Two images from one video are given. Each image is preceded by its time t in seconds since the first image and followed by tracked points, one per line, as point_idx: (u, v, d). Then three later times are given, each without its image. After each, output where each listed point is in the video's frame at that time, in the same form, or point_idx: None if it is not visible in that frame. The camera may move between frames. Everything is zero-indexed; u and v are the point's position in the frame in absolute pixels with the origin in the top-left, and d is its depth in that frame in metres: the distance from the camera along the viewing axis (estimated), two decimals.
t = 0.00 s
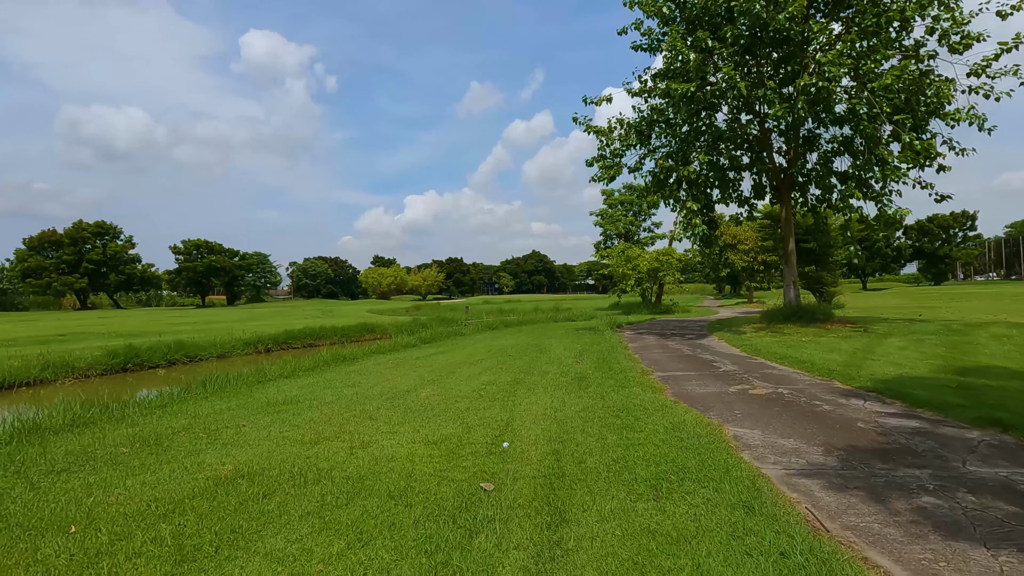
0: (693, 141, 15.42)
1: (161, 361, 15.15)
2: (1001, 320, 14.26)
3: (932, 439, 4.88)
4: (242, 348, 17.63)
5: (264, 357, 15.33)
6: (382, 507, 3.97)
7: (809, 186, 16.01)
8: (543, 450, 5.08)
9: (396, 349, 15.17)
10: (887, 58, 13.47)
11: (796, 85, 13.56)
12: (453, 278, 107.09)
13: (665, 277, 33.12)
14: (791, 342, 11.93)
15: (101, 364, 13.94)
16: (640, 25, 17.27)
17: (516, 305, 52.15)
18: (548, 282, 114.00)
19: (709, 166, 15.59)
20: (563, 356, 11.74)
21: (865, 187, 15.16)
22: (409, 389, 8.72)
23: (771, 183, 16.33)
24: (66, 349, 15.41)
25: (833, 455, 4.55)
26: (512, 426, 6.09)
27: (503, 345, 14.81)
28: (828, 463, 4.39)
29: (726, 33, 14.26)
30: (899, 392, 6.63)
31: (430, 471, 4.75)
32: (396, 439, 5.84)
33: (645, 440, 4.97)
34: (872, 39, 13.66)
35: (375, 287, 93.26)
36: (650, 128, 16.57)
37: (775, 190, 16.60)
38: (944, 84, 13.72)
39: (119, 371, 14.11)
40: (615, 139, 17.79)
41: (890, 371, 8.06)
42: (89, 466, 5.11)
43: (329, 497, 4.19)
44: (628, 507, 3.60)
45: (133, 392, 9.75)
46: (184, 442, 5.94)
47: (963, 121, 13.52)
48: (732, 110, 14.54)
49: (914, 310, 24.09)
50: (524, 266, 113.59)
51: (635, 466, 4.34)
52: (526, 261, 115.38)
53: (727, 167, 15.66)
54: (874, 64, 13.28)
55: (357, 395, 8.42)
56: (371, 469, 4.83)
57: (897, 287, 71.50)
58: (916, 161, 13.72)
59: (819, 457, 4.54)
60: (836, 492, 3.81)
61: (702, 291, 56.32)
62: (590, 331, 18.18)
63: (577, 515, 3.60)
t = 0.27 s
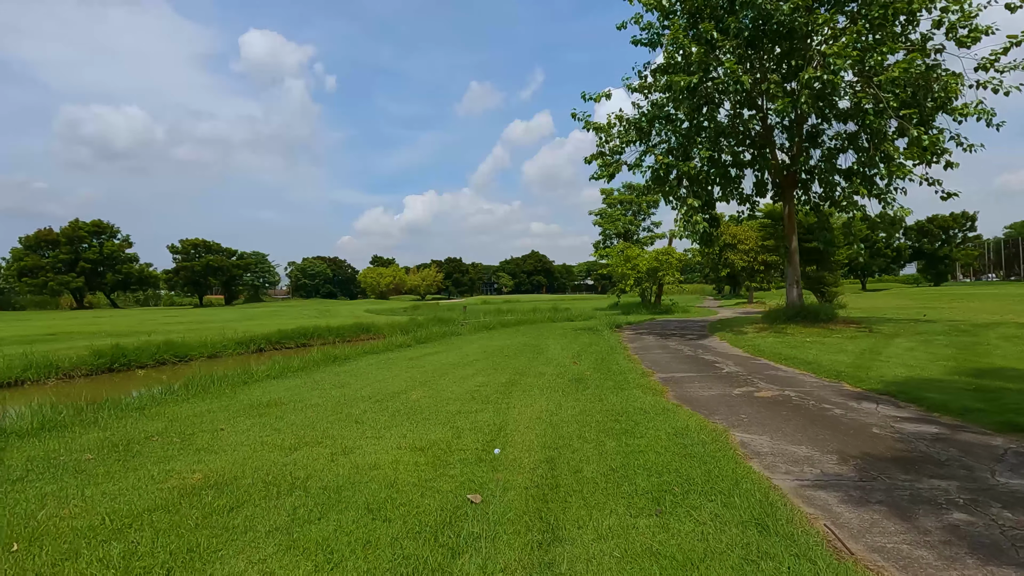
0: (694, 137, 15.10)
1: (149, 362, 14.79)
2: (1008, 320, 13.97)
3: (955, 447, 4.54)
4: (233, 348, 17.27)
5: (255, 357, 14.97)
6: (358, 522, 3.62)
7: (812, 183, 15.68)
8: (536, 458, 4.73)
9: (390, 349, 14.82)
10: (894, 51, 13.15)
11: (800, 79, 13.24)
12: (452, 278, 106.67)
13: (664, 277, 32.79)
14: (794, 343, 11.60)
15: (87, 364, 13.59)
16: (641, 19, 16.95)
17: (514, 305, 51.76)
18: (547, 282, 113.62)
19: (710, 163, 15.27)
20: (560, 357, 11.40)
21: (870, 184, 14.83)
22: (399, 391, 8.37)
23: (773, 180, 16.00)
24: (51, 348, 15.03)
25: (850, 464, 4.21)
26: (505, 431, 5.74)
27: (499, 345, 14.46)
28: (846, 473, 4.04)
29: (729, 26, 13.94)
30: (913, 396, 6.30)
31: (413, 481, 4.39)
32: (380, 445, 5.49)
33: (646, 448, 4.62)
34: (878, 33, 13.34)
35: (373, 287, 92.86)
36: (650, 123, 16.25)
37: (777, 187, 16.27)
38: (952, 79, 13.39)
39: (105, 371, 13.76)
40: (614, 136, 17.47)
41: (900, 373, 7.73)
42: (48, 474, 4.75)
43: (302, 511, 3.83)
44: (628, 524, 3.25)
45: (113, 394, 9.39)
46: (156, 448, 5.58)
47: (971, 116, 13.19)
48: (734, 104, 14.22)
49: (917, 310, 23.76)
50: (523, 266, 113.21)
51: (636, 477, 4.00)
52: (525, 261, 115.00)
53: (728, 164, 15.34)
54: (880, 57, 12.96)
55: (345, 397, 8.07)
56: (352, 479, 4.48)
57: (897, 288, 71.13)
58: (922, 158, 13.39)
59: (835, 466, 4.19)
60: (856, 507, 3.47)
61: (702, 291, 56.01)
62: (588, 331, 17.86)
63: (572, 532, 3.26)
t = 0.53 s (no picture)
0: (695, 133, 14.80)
1: (138, 363, 14.47)
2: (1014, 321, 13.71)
3: (980, 457, 4.24)
4: (225, 348, 16.93)
5: (246, 358, 14.65)
6: (334, 543, 3.30)
7: (815, 181, 15.39)
8: (529, 467, 4.44)
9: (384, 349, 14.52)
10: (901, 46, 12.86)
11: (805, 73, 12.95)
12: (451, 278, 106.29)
13: (664, 277, 32.51)
14: (798, 344, 11.33)
15: (73, 365, 13.26)
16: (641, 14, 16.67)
17: (513, 305, 51.44)
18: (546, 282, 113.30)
19: (711, 160, 14.98)
20: (558, 358, 11.10)
21: (875, 182, 14.55)
22: (390, 395, 8.06)
23: (776, 178, 15.71)
24: (37, 349, 14.68)
25: (866, 476, 3.91)
26: (498, 438, 5.43)
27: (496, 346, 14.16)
28: (863, 486, 3.75)
29: (732, 19, 13.65)
30: (925, 400, 6.02)
31: (397, 494, 4.07)
32: (365, 452, 5.19)
33: (649, 459, 4.31)
34: (884, 26, 13.06)
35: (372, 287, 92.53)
36: (650, 120, 15.95)
37: (779, 185, 15.99)
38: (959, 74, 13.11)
39: (92, 372, 13.43)
40: (614, 132, 17.18)
41: (910, 376, 7.46)
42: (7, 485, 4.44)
43: (273, 528, 3.52)
44: (629, 552, 2.94)
45: (94, 396, 9.07)
46: (128, 456, 5.26)
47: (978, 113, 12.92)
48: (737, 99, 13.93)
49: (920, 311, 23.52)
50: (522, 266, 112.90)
51: (637, 490, 3.70)
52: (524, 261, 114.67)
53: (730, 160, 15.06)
54: (887, 51, 12.68)
55: (333, 400, 7.77)
56: (330, 491, 4.17)
57: (897, 289, 70.81)
58: (929, 154, 13.12)
59: (851, 478, 3.90)
60: (879, 526, 3.17)
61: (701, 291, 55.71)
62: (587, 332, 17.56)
63: (566, 554, 2.96)
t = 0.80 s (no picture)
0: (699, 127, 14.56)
1: (128, 363, 14.17)
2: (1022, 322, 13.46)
3: (1008, 466, 3.98)
4: (218, 348, 16.63)
5: (240, 358, 14.38)
6: (316, 557, 3.05)
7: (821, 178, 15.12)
8: (526, 476, 4.16)
9: (380, 350, 14.25)
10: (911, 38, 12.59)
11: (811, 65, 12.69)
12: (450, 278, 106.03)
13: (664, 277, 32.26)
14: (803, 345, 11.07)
15: (62, 365, 12.96)
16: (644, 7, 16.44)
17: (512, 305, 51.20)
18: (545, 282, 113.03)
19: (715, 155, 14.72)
20: (557, 360, 10.84)
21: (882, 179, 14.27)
22: (384, 397, 7.79)
23: (780, 174, 15.45)
24: (25, 348, 14.36)
25: (889, 487, 3.65)
26: (494, 443, 5.17)
27: (494, 347, 13.90)
28: (883, 497, 3.51)
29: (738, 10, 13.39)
30: (941, 405, 5.77)
31: (386, 503, 3.81)
32: (353, 458, 4.92)
33: (655, 468, 4.06)
34: (893, 18, 12.79)
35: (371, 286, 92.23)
36: (653, 114, 15.69)
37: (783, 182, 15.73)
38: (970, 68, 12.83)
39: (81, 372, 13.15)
40: (615, 128, 16.92)
41: (922, 379, 7.21)
42: None
43: (252, 541, 3.26)
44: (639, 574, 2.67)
45: (78, 398, 8.78)
46: (104, 462, 4.98)
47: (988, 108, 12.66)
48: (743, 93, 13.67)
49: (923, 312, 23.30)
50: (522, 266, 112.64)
51: (644, 504, 3.43)
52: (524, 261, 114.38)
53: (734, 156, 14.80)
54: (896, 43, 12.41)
55: (324, 403, 7.50)
56: (317, 501, 3.91)
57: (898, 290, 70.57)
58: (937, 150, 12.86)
59: (873, 489, 3.64)
60: (911, 543, 2.90)
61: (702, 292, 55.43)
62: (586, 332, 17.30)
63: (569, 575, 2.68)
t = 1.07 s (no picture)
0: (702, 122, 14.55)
1: (128, 363, 14.13)
2: None
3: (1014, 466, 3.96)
4: (219, 347, 16.59)
5: (241, 358, 14.33)
6: (316, 556, 3.04)
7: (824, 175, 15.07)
8: (527, 477, 4.14)
9: (380, 350, 14.20)
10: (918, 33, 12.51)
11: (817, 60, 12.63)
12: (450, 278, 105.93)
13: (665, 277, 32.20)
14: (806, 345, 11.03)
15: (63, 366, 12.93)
16: None
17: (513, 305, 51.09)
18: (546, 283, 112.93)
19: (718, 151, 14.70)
20: (560, 360, 10.79)
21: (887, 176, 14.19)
22: (385, 397, 7.75)
23: (783, 171, 15.40)
24: (25, 348, 14.32)
25: (893, 488, 3.63)
26: (494, 443, 5.16)
27: (496, 347, 13.87)
28: (882, 497, 3.51)
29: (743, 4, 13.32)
30: (946, 407, 5.73)
31: (387, 504, 3.80)
32: (354, 458, 4.91)
33: (655, 468, 4.05)
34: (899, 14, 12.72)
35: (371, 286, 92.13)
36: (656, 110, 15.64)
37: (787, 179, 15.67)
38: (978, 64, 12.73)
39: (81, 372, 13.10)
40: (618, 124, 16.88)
41: (927, 380, 7.17)
42: None
43: (253, 540, 3.26)
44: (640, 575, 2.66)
45: (79, 398, 8.76)
46: (104, 462, 4.98)
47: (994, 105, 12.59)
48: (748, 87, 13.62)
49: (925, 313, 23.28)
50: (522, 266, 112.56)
51: (646, 505, 3.41)
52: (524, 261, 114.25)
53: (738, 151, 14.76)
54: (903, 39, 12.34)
55: (325, 403, 7.47)
56: (317, 501, 3.90)
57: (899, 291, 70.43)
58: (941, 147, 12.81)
59: (875, 489, 3.63)
60: (916, 545, 2.88)
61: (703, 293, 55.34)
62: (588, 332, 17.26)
63: None
